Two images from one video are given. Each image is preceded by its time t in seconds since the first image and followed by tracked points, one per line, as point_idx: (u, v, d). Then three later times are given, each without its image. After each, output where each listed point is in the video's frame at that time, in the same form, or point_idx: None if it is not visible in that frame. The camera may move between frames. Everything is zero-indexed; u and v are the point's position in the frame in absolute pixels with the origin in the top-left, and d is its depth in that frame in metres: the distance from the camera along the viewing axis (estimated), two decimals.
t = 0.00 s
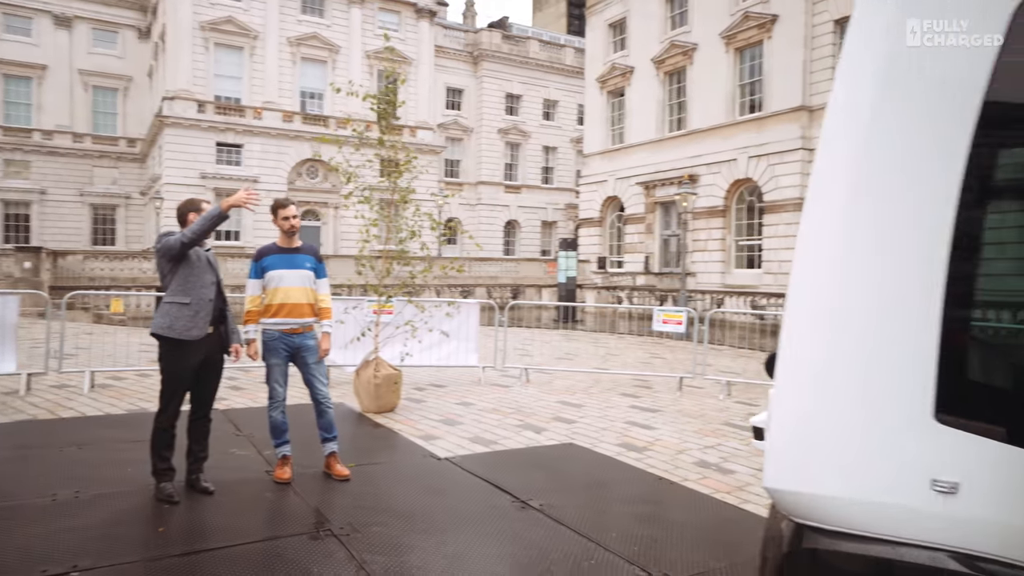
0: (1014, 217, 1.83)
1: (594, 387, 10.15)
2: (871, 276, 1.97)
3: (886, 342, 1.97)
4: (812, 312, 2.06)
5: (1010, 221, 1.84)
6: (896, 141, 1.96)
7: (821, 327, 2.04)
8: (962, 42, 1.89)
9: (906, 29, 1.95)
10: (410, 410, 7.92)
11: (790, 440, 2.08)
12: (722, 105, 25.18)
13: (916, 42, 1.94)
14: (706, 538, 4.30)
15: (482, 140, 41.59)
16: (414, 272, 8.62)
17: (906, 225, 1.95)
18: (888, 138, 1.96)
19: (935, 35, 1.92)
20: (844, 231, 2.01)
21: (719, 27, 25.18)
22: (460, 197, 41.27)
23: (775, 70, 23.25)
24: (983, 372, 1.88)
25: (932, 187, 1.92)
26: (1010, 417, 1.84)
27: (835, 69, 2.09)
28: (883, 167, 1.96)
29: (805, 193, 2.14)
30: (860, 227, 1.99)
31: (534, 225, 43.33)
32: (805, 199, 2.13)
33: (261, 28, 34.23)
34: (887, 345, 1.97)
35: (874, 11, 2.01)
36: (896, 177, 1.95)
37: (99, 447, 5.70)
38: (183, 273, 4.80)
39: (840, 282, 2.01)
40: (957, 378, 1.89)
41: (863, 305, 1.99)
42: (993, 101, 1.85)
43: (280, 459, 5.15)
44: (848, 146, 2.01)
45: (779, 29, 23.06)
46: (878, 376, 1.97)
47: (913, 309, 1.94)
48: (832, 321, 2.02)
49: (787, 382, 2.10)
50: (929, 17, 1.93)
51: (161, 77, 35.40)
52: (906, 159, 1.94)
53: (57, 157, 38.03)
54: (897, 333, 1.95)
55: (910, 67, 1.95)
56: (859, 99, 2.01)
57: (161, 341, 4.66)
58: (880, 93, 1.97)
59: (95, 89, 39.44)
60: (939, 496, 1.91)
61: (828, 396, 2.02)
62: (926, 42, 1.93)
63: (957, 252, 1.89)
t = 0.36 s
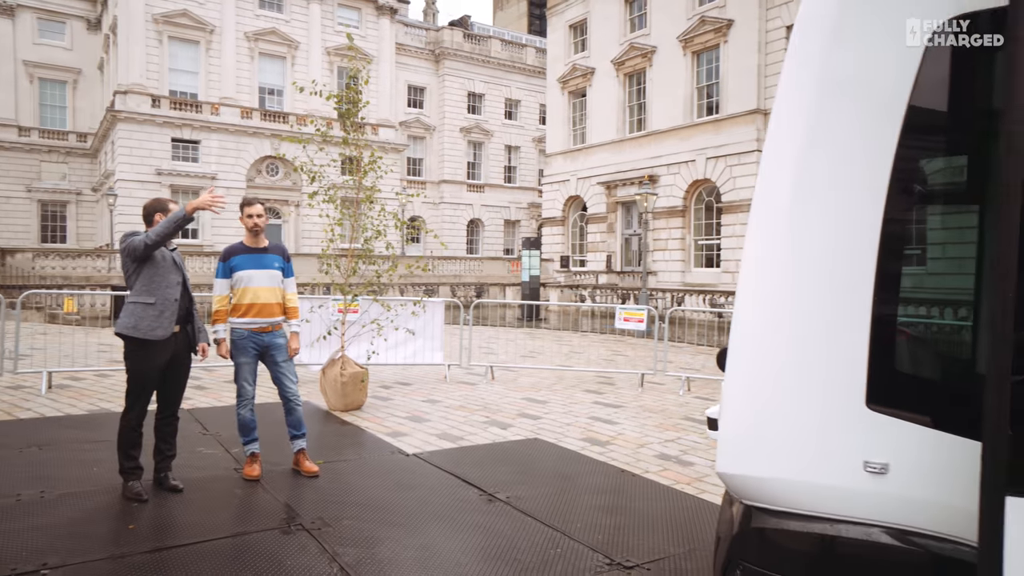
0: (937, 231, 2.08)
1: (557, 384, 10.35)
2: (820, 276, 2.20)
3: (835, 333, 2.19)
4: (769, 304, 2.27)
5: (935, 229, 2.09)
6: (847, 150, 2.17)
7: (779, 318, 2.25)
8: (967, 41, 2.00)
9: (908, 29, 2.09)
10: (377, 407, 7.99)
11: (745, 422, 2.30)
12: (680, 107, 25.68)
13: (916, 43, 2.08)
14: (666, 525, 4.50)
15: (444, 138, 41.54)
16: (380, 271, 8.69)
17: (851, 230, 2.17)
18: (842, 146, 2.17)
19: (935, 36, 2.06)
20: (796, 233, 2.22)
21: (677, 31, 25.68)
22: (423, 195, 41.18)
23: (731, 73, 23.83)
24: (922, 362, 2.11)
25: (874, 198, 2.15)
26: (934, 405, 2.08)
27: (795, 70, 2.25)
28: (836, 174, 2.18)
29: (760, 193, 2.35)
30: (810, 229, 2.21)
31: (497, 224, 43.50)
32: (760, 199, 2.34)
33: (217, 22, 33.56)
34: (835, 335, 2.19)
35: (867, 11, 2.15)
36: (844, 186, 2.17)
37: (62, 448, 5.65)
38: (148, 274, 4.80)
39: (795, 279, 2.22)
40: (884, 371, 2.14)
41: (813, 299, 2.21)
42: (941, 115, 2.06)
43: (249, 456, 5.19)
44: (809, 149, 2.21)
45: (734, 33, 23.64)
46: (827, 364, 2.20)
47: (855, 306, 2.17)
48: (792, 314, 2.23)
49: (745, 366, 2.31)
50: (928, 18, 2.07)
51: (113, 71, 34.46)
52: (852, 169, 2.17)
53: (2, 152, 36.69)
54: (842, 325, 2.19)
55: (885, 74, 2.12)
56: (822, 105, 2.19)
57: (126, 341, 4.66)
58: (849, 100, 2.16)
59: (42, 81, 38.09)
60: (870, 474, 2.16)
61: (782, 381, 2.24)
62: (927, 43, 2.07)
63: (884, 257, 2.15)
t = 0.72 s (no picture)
0: (911, 232, 2.22)
1: (544, 381, 10.46)
2: (806, 272, 2.31)
3: (820, 326, 2.30)
4: (758, 298, 2.37)
5: (911, 230, 2.22)
6: (834, 151, 2.28)
7: (768, 309, 2.35)
8: (963, 42, 2.10)
9: (908, 28, 2.19)
10: (366, 405, 8.05)
11: (732, 413, 2.40)
12: (665, 106, 25.87)
13: (918, 41, 2.17)
14: (653, 519, 4.60)
15: (430, 136, 41.47)
16: (368, 269, 8.74)
17: (835, 228, 2.29)
18: (831, 145, 2.28)
19: (936, 33, 2.14)
20: (784, 230, 2.33)
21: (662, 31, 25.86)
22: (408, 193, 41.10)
23: (715, 73, 24.04)
24: (902, 355, 2.24)
25: (858, 198, 2.27)
26: (911, 399, 2.22)
27: (789, 67, 2.34)
28: (823, 173, 2.29)
29: (748, 189, 2.45)
30: (796, 226, 2.32)
31: (483, 222, 43.52)
32: (748, 195, 2.44)
33: (199, 18, 33.20)
34: (820, 327, 2.30)
35: (868, 10, 2.25)
36: (830, 186, 2.29)
37: (51, 446, 5.65)
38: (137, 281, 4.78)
39: (784, 274, 2.33)
40: (864, 364, 2.27)
41: (801, 293, 2.32)
42: (924, 119, 2.18)
43: (241, 453, 5.23)
44: (799, 145, 2.31)
45: (718, 34, 23.85)
46: (813, 354, 2.31)
47: (839, 301, 2.29)
48: (782, 305, 2.33)
49: (735, 353, 2.41)
50: (927, 18, 2.16)
51: (93, 66, 34.05)
52: (836, 169, 2.28)
53: None
54: (826, 318, 2.30)
55: (877, 76, 2.23)
56: (814, 104, 2.30)
57: (120, 351, 4.69)
58: (841, 99, 2.27)
59: (20, 76, 37.47)
60: (850, 465, 2.26)
61: (770, 370, 2.34)
62: (928, 41, 2.16)
63: (863, 256, 2.27)
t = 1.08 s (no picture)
0: (910, 232, 2.30)
1: (541, 380, 10.51)
2: (812, 270, 2.38)
3: (825, 324, 2.37)
4: (762, 299, 2.45)
5: (910, 230, 2.31)
6: (838, 152, 2.36)
7: (774, 307, 2.42)
8: (965, 41, 2.18)
9: (908, 30, 2.28)
10: (364, 403, 8.08)
11: (739, 411, 2.47)
12: (658, 105, 25.98)
13: (916, 42, 2.26)
14: (652, 515, 4.66)
15: (423, 134, 41.44)
16: (367, 267, 8.76)
17: (838, 229, 2.37)
18: (834, 147, 2.36)
19: (933, 33, 2.23)
20: (790, 230, 2.41)
21: (655, 31, 25.98)
22: (401, 191, 41.05)
23: (708, 73, 24.15)
24: (904, 352, 2.31)
25: (862, 199, 2.35)
26: (913, 396, 2.29)
27: (794, 70, 2.42)
28: (828, 174, 2.37)
29: (753, 190, 2.52)
30: (801, 227, 2.40)
31: (476, 221, 43.52)
32: (753, 195, 2.52)
33: (192, 15, 33.03)
34: (824, 325, 2.38)
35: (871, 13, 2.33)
36: (834, 187, 2.37)
37: (52, 444, 5.65)
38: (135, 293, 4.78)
39: (790, 273, 2.40)
40: (868, 361, 2.34)
41: (805, 292, 2.39)
42: (923, 121, 2.26)
43: (244, 451, 5.26)
44: (803, 147, 2.39)
45: (711, 34, 23.97)
46: (819, 350, 2.38)
47: (843, 299, 2.36)
48: (789, 304, 2.41)
49: (742, 351, 2.48)
50: (924, 20, 2.25)
51: (83, 62, 33.81)
52: (841, 170, 2.36)
53: None
54: (831, 317, 2.37)
55: (878, 78, 2.32)
56: (818, 106, 2.38)
57: (123, 358, 4.71)
58: (845, 101, 2.35)
59: (9, 72, 37.15)
60: (853, 460, 2.33)
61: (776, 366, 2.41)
62: (926, 41, 2.24)
63: (865, 256, 2.35)
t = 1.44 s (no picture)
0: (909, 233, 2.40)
1: (533, 377, 10.57)
2: (815, 266, 2.48)
3: (829, 317, 2.47)
4: (768, 295, 2.54)
5: (909, 227, 2.40)
6: (841, 151, 2.47)
7: (778, 303, 2.53)
8: (967, 40, 2.27)
9: (909, 29, 2.38)
10: (359, 401, 8.09)
11: (744, 406, 2.56)
12: (648, 105, 26.09)
13: (917, 42, 2.36)
14: (649, 510, 4.72)
15: (412, 133, 41.37)
16: (362, 266, 8.78)
17: (840, 229, 2.47)
18: (837, 144, 2.47)
19: (935, 34, 2.33)
20: (794, 227, 2.51)
21: (644, 30, 26.08)
22: (390, 189, 40.95)
23: (696, 73, 24.29)
24: (905, 344, 2.40)
25: (865, 196, 2.45)
26: (913, 387, 2.37)
27: (801, 68, 2.53)
28: (831, 173, 2.48)
29: (760, 189, 2.63)
30: (806, 223, 2.50)
31: (465, 219, 43.50)
32: (759, 193, 2.62)
33: (178, 11, 32.74)
34: (827, 319, 2.47)
35: (874, 15, 2.43)
36: (836, 186, 2.48)
37: (47, 443, 5.62)
38: (129, 293, 4.74)
39: (794, 268, 2.51)
40: (870, 355, 2.42)
41: (809, 289, 2.49)
42: (925, 121, 2.36)
43: (242, 448, 5.30)
44: (807, 146, 2.51)
45: (700, 34, 24.10)
46: (823, 343, 2.47)
47: (847, 294, 2.46)
48: (793, 298, 2.51)
49: (749, 344, 2.57)
50: (925, 19, 2.35)
51: (68, 58, 33.44)
52: (843, 169, 2.47)
53: None
54: (836, 311, 2.47)
55: (881, 79, 2.42)
56: (822, 104, 2.49)
57: (118, 357, 4.70)
58: (849, 104, 2.45)
59: None
60: (855, 452, 2.42)
61: (783, 357, 2.51)
62: (926, 41, 2.35)
63: (868, 254, 2.44)
